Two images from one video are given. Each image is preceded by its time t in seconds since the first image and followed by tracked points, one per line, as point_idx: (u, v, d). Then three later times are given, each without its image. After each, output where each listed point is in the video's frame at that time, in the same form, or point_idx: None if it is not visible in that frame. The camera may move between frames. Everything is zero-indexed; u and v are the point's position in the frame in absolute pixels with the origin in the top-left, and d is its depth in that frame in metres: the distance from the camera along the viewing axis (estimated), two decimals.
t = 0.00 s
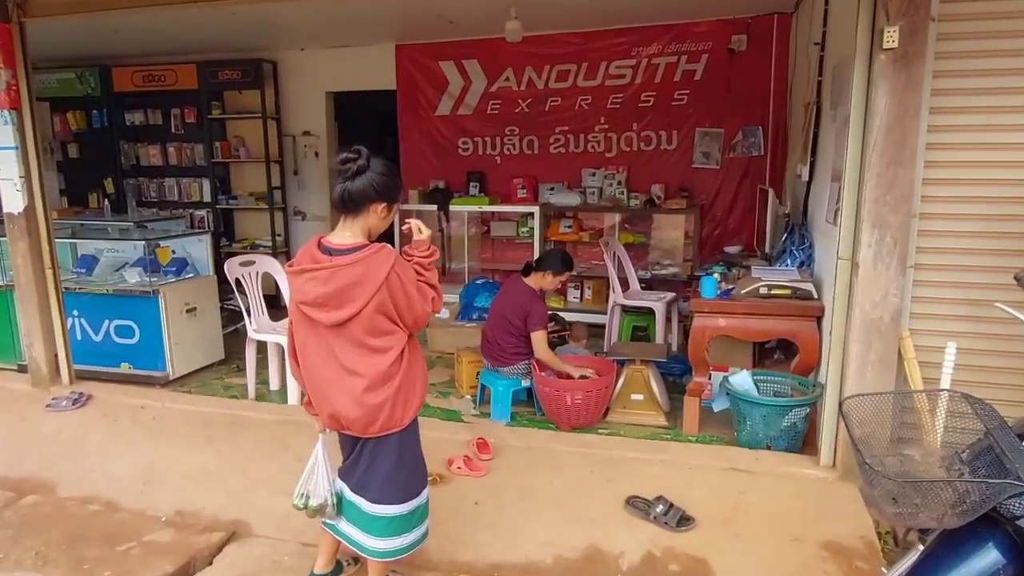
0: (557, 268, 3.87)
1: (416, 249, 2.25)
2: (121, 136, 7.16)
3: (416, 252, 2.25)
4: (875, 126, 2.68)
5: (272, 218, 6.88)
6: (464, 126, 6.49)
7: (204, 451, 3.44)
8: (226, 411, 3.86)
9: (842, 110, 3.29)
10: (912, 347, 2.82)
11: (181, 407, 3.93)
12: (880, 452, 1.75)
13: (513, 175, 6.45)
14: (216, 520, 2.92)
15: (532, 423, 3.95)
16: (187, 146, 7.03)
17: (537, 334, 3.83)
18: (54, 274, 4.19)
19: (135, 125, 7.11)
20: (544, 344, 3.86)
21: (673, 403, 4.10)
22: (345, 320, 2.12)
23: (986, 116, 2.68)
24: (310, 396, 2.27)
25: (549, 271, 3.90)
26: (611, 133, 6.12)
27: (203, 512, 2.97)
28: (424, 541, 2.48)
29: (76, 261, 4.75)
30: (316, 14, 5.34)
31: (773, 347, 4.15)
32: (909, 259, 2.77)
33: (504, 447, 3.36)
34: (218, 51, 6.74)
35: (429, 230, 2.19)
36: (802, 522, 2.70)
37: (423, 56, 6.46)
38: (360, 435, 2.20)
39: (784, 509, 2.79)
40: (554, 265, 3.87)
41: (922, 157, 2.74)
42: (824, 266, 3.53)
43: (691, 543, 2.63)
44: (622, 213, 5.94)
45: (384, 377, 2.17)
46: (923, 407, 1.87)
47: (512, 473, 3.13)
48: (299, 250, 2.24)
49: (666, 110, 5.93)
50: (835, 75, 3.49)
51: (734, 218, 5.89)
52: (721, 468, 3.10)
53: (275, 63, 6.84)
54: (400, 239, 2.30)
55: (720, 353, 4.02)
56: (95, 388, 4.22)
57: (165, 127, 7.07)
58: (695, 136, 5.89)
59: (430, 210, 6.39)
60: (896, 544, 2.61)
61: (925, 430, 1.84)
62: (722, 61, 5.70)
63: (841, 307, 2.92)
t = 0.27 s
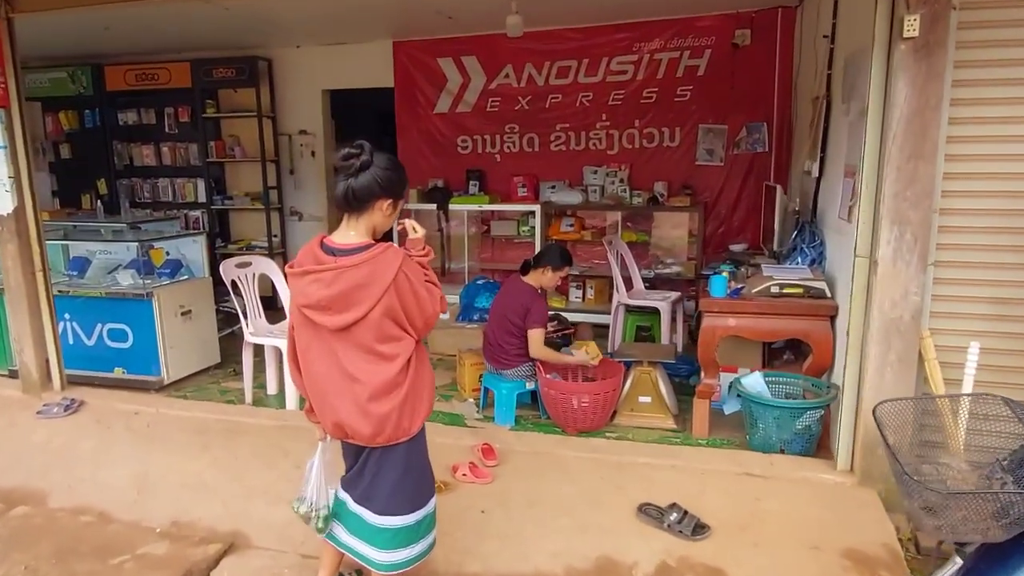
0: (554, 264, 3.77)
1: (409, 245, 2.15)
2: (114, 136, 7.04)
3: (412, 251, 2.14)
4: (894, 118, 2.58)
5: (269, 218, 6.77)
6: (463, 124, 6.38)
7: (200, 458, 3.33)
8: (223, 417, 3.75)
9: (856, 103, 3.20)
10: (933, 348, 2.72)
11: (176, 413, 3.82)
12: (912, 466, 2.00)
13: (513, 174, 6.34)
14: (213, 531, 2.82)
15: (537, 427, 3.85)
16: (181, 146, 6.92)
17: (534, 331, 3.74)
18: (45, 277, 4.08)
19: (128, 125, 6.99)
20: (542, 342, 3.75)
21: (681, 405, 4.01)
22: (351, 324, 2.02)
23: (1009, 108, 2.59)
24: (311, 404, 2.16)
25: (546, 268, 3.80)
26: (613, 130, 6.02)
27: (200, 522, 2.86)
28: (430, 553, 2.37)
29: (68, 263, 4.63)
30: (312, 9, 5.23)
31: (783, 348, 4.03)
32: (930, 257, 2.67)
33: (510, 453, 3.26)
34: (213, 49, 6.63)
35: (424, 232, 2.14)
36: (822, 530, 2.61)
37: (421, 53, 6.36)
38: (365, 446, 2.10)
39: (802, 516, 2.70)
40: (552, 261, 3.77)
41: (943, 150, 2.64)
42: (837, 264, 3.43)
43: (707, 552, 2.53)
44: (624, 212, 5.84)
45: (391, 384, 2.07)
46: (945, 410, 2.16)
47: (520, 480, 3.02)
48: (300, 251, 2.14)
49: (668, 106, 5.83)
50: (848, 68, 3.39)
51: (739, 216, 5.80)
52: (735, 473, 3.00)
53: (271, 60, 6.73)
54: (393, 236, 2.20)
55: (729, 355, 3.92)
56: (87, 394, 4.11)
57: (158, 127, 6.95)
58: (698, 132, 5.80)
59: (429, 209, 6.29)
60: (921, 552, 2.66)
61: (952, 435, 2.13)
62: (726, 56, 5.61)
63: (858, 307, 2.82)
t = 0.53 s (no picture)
0: (550, 260, 3.69)
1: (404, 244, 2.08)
2: (107, 136, 6.95)
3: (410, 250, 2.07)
4: (906, 112, 2.52)
5: (265, 218, 6.69)
6: (461, 122, 6.31)
7: (195, 464, 3.26)
8: (219, 421, 3.68)
9: (864, 98, 3.14)
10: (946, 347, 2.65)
11: (171, 418, 3.74)
12: (934, 474, 2.03)
13: (512, 172, 6.28)
14: (209, 539, 2.74)
15: (540, 430, 3.79)
16: (175, 145, 6.83)
17: (535, 329, 3.69)
18: (36, 279, 3.99)
19: (121, 124, 6.90)
20: (543, 339, 3.71)
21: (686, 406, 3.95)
22: (352, 327, 1.95)
23: None
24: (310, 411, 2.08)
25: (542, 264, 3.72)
26: (613, 127, 5.96)
27: (195, 531, 2.79)
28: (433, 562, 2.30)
29: (60, 265, 4.54)
30: (307, 6, 5.15)
31: (788, 347, 3.97)
32: (943, 255, 2.61)
33: (513, 456, 3.19)
34: (207, 47, 6.54)
35: (421, 232, 2.11)
36: (835, 534, 2.54)
37: (418, 50, 6.29)
38: (367, 453, 2.02)
39: (814, 521, 2.63)
40: (548, 257, 3.69)
41: (956, 145, 2.58)
42: (844, 262, 3.37)
43: (717, 558, 2.46)
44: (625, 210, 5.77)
45: (394, 389, 2.00)
46: (957, 413, 2.16)
47: (523, 484, 2.95)
48: (297, 252, 2.07)
49: (669, 103, 5.77)
50: (856, 62, 3.33)
51: (740, 214, 5.74)
52: (743, 476, 2.94)
53: (266, 58, 6.65)
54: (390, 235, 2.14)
55: (734, 355, 3.85)
56: (80, 399, 4.03)
57: (152, 126, 6.87)
58: (699, 129, 5.73)
59: (427, 208, 6.22)
60: (935, 556, 2.59)
61: (966, 437, 2.15)
62: (727, 52, 5.55)
63: (869, 305, 2.76)
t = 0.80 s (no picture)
0: (541, 259, 3.62)
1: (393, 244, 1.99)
2: (98, 137, 6.85)
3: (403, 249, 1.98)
4: (915, 107, 2.45)
5: (258, 220, 6.60)
6: (457, 121, 6.23)
7: (185, 472, 3.17)
8: (210, 428, 3.59)
9: (869, 93, 3.06)
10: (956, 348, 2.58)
11: (161, 424, 3.65)
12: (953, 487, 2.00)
13: (509, 172, 6.19)
14: (197, 550, 2.65)
15: (538, 434, 3.70)
16: (168, 147, 6.75)
17: (535, 329, 3.61)
18: (23, 283, 3.90)
19: (113, 126, 6.81)
20: (543, 338, 3.64)
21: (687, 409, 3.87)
22: (341, 332, 1.86)
23: None
24: (300, 418, 2.00)
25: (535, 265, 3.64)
26: (611, 126, 5.88)
27: (183, 542, 2.70)
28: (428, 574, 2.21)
29: (49, 268, 4.46)
30: (300, 4, 5.07)
31: (792, 349, 3.88)
32: (953, 253, 2.53)
33: (511, 462, 3.10)
34: (199, 47, 6.46)
35: (409, 232, 2.06)
36: (843, 542, 2.46)
37: (413, 49, 6.21)
38: (358, 463, 1.94)
39: (821, 528, 2.55)
40: (540, 255, 3.62)
41: (966, 140, 2.51)
42: (849, 261, 3.30)
43: (722, 568, 2.38)
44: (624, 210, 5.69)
45: (386, 397, 1.91)
46: (969, 417, 2.12)
47: (521, 491, 2.87)
48: (286, 252, 1.98)
49: (668, 101, 5.69)
50: (860, 57, 3.25)
51: (741, 213, 5.66)
52: (748, 482, 2.86)
53: (259, 58, 6.56)
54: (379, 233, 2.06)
55: (736, 356, 3.77)
56: (68, 405, 3.94)
57: (145, 128, 6.78)
58: (698, 127, 5.66)
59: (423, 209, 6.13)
60: (945, 563, 2.51)
61: (977, 442, 2.12)
62: (726, 49, 5.47)
63: (877, 306, 2.68)
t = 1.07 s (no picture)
0: (533, 266, 3.53)
1: (377, 254, 1.90)
2: (89, 143, 6.76)
3: (388, 260, 1.89)
4: (924, 109, 2.36)
5: (251, 226, 6.50)
6: (452, 126, 6.14)
7: (168, 488, 3.06)
8: (196, 441, 3.48)
9: (874, 96, 2.97)
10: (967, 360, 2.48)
11: (146, 438, 3.55)
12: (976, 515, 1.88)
13: (505, 177, 6.10)
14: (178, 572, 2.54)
15: (534, 446, 3.60)
16: (159, 153, 6.66)
17: (531, 335, 3.53)
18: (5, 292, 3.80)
19: (103, 131, 6.72)
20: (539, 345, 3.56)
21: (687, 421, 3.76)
22: (323, 349, 1.76)
23: None
24: (279, 438, 1.90)
25: (529, 274, 3.54)
26: (609, 130, 5.79)
27: (164, 562, 2.59)
28: None
29: (34, 276, 4.35)
30: (292, 6, 4.98)
31: (795, 358, 3.78)
32: (964, 261, 2.44)
33: (505, 478, 3.00)
34: (191, 52, 6.37)
35: (394, 243, 1.99)
36: (852, 562, 2.36)
37: (408, 53, 6.12)
38: (341, 487, 1.85)
39: (829, 547, 2.44)
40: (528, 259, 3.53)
41: (977, 144, 2.41)
42: (854, 268, 3.20)
43: None
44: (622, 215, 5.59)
45: (370, 417, 1.81)
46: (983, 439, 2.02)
47: (517, 509, 2.76)
48: (263, 263, 1.88)
49: (666, 105, 5.61)
50: (864, 59, 3.16)
51: (740, 218, 5.57)
52: (751, 498, 2.75)
53: (252, 62, 6.48)
54: (361, 244, 1.97)
55: (737, 365, 3.67)
56: (51, 418, 3.83)
57: (136, 133, 6.69)
58: (697, 132, 5.57)
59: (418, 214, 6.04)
60: None
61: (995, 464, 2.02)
62: (725, 53, 5.39)
63: (884, 316, 2.59)
